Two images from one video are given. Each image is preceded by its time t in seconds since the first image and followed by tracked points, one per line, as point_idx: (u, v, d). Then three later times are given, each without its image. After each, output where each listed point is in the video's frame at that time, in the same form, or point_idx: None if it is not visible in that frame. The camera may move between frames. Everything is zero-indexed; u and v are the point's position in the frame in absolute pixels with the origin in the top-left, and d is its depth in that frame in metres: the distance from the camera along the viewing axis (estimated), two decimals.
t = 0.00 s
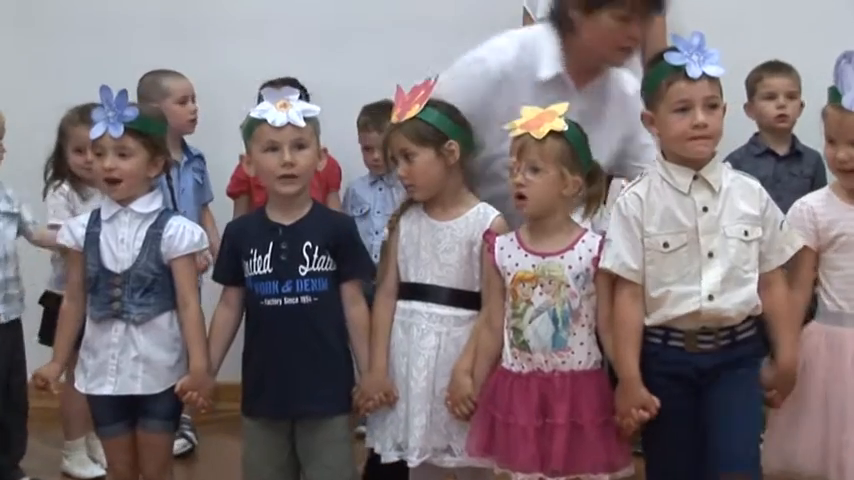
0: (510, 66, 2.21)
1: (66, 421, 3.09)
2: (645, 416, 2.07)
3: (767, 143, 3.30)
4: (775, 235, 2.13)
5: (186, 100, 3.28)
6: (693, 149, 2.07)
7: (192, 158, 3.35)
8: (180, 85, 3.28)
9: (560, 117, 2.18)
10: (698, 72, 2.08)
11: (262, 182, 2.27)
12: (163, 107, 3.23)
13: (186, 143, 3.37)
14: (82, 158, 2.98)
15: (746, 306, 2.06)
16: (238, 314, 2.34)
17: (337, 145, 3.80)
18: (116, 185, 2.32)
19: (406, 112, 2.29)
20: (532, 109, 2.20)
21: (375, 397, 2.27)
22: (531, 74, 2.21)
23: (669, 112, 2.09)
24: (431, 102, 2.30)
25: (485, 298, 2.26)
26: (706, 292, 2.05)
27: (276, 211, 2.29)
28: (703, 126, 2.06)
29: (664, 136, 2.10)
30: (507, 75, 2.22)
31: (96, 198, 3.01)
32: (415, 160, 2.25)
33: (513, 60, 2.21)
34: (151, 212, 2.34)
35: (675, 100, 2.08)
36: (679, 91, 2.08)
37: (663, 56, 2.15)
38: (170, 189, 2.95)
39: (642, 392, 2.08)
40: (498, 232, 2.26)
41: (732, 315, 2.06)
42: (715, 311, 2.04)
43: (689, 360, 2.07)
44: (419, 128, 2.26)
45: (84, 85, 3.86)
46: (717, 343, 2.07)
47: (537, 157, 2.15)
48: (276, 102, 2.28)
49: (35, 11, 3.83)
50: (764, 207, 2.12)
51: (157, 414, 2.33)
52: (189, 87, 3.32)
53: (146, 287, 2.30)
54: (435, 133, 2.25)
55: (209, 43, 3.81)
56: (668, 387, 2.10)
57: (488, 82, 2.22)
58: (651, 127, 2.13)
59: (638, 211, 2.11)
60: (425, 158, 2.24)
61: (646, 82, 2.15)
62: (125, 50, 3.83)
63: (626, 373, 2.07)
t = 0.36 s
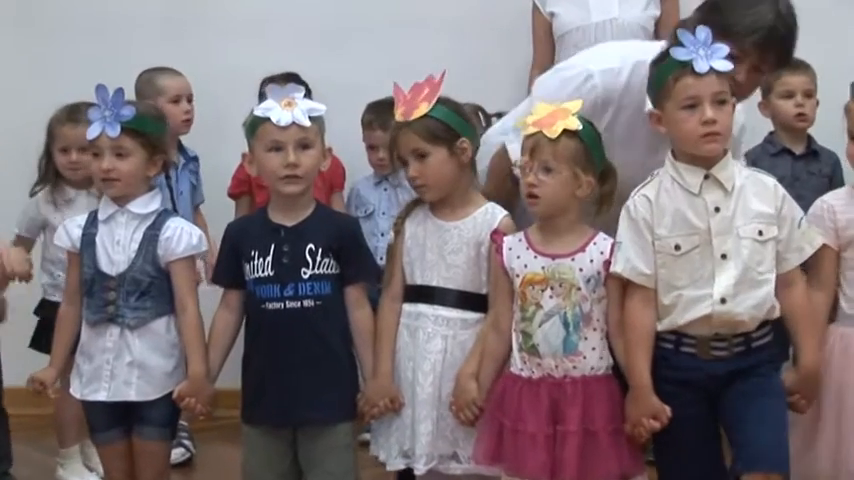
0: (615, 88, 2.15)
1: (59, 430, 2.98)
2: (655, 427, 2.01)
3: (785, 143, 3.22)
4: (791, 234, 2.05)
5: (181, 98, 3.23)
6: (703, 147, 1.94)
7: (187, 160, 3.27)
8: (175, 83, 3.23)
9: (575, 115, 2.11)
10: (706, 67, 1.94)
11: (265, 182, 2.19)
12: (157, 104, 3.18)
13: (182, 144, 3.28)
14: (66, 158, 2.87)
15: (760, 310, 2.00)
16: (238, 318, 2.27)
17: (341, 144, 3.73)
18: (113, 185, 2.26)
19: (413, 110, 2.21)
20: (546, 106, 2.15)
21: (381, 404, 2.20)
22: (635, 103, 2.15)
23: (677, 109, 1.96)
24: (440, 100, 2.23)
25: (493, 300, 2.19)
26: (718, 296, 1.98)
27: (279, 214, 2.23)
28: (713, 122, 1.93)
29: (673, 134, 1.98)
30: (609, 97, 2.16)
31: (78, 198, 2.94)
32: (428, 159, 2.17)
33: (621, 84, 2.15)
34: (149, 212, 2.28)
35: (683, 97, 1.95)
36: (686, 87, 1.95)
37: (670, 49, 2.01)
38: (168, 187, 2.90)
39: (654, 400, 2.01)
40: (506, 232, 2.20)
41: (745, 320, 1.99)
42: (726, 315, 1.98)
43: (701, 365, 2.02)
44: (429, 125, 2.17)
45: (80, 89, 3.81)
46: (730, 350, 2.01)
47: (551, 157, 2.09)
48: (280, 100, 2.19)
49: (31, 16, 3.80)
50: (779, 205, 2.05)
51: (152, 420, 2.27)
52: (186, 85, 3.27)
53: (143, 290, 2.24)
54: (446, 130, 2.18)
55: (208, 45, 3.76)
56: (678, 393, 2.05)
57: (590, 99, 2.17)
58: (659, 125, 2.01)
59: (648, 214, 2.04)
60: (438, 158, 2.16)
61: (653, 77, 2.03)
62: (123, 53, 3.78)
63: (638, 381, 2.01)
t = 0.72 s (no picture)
0: (643, 89, 2.02)
1: (56, 437, 2.87)
2: (675, 433, 1.94)
3: (807, 141, 3.22)
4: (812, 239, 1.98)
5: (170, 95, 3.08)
6: (722, 148, 1.89)
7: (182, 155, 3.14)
8: (163, 81, 3.08)
9: (577, 113, 2.03)
10: (726, 65, 1.87)
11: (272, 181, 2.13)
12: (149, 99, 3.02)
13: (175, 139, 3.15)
14: (64, 153, 2.82)
15: (780, 315, 1.93)
16: (243, 322, 2.20)
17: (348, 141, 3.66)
18: (114, 186, 2.20)
19: (425, 108, 2.16)
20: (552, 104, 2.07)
21: (388, 412, 2.13)
22: (664, 107, 2.02)
23: (696, 107, 1.90)
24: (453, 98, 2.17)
25: (505, 304, 2.13)
26: (737, 300, 1.91)
27: (285, 216, 2.16)
28: (733, 122, 1.87)
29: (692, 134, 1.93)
30: (638, 98, 2.03)
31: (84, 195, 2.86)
32: (442, 158, 2.11)
33: (650, 86, 2.01)
34: (151, 214, 2.22)
35: (703, 94, 1.89)
36: (705, 85, 1.89)
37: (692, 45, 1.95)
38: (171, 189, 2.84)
39: (672, 406, 1.95)
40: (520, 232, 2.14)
41: (765, 327, 1.93)
42: (746, 320, 1.92)
43: (718, 371, 1.96)
44: (445, 122, 2.12)
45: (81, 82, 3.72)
46: (749, 356, 1.95)
47: (554, 161, 2.02)
48: (289, 98, 2.14)
49: (28, 7, 3.70)
50: (802, 208, 1.98)
51: (155, 427, 2.21)
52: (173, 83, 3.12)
53: (145, 295, 2.18)
54: (461, 128, 2.13)
55: (210, 40, 3.67)
56: (693, 399, 1.99)
57: (616, 100, 2.04)
58: (677, 123, 1.95)
59: (665, 214, 1.98)
60: (454, 156, 2.11)
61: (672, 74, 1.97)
62: (123, 46, 3.69)
63: (654, 388, 1.95)
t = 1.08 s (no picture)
0: (668, 82, 1.94)
1: (61, 442, 2.80)
2: (694, 438, 1.89)
3: (833, 141, 3.11)
4: (843, 237, 1.92)
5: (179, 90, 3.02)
6: (748, 145, 1.85)
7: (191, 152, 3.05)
8: (170, 76, 3.02)
9: (592, 108, 1.99)
10: (754, 59, 1.84)
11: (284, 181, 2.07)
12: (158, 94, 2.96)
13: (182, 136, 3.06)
14: (64, 152, 2.72)
15: (807, 318, 1.87)
16: (252, 325, 2.14)
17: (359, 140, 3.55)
18: (119, 186, 2.15)
19: (468, 98, 2.14)
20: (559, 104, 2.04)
21: (400, 421, 2.07)
22: (689, 101, 1.94)
23: (722, 103, 1.87)
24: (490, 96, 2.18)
25: (520, 306, 2.08)
26: (761, 302, 1.85)
27: (296, 217, 2.10)
28: (760, 119, 1.84)
29: (715, 130, 1.89)
30: (663, 91, 1.95)
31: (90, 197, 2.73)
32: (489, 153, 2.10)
33: (675, 78, 1.94)
34: (159, 214, 2.17)
35: (729, 90, 1.86)
36: (731, 81, 1.86)
37: (716, 40, 1.91)
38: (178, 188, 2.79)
39: (691, 411, 1.89)
40: (534, 232, 2.09)
41: (789, 330, 1.86)
42: (770, 322, 1.85)
43: (738, 376, 1.89)
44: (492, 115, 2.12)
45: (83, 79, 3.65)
46: (774, 361, 1.88)
47: (577, 156, 1.97)
48: (303, 94, 2.08)
49: (29, 8, 3.64)
50: (831, 207, 1.92)
51: (163, 434, 2.16)
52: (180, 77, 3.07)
53: (153, 298, 2.12)
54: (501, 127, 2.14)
55: (215, 36, 3.58)
56: (714, 404, 1.93)
57: (641, 92, 1.96)
58: (701, 119, 1.91)
59: (688, 214, 1.92)
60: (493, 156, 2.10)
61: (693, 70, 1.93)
62: (124, 43, 3.61)
63: (672, 393, 1.89)
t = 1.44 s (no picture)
0: (691, 76, 1.91)
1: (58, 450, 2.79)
2: (715, 446, 1.83)
3: None
4: None
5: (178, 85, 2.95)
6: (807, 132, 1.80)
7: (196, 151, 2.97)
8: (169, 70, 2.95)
9: (613, 104, 1.94)
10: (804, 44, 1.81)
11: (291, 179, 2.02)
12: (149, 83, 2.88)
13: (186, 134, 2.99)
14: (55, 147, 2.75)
15: (834, 318, 1.79)
16: (256, 330, 2.08)
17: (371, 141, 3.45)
18: (126, 182, 2.09)
19: (503, 97, 2.07)
20: (577, 101, 1.99)
21: (408, 429, 2.01)
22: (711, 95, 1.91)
23: (779, 92, 1.79)
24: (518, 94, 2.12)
25: (531, 310, 2.01)
26: (787, 304, 1.78)
27: (301, 218, 2.04)
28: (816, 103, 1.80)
29: (763, 123, 1.81)
30: (685, 85, 1.91)
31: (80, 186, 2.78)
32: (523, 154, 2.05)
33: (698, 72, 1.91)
34: (166, 216, 2.11)
35: (785, 77, 1.79)
36: (789, 66, 1.79)
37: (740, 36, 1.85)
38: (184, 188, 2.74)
39: (710, 417, 1.83)
40: (543, 233, 2.04)
41: (815, 331, 1.79)
42: (795, 325, 1.78)
43: (767, 381, 1.83)
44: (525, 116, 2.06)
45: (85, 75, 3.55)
46: (802, 364, 1.82)
47: (597, 151, 1.92)
48: (314, 91, 2.03)
49: (28, 7, 3.55)
50: None
51: (171, 442, 2.11)
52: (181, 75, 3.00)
53: (162, 302, 2.07)
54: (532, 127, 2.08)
55: (219, 32, 3.48)
56: (737, 409, 1.87)
57: (663, 86, 1.92)
58: (743, 113, 1.82)
59: (709, 217, 1.85)
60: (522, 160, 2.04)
61: (723, 61, 1.84)
62: (125, 40, 3.51)
63: (691, 397, 1.83)
